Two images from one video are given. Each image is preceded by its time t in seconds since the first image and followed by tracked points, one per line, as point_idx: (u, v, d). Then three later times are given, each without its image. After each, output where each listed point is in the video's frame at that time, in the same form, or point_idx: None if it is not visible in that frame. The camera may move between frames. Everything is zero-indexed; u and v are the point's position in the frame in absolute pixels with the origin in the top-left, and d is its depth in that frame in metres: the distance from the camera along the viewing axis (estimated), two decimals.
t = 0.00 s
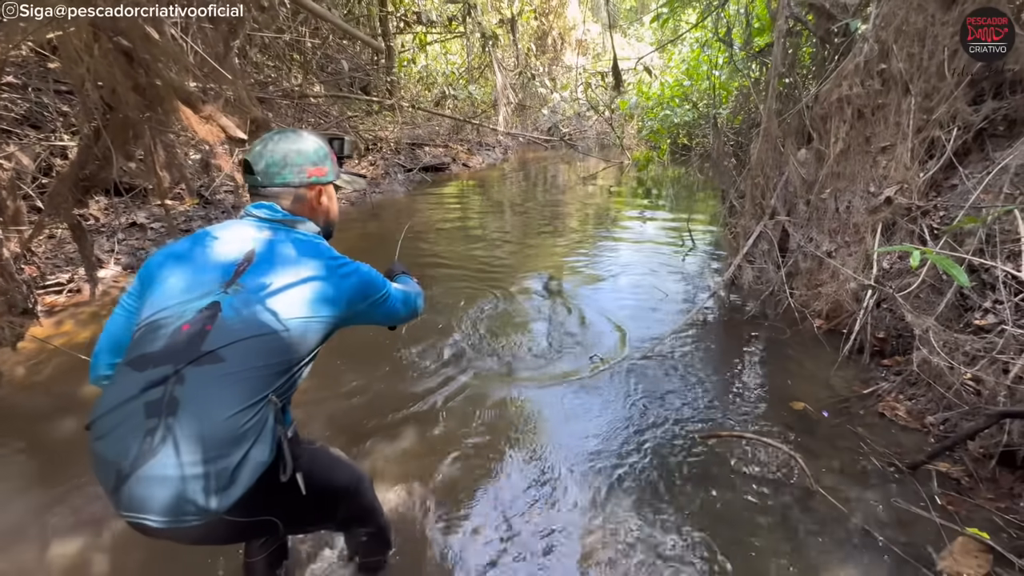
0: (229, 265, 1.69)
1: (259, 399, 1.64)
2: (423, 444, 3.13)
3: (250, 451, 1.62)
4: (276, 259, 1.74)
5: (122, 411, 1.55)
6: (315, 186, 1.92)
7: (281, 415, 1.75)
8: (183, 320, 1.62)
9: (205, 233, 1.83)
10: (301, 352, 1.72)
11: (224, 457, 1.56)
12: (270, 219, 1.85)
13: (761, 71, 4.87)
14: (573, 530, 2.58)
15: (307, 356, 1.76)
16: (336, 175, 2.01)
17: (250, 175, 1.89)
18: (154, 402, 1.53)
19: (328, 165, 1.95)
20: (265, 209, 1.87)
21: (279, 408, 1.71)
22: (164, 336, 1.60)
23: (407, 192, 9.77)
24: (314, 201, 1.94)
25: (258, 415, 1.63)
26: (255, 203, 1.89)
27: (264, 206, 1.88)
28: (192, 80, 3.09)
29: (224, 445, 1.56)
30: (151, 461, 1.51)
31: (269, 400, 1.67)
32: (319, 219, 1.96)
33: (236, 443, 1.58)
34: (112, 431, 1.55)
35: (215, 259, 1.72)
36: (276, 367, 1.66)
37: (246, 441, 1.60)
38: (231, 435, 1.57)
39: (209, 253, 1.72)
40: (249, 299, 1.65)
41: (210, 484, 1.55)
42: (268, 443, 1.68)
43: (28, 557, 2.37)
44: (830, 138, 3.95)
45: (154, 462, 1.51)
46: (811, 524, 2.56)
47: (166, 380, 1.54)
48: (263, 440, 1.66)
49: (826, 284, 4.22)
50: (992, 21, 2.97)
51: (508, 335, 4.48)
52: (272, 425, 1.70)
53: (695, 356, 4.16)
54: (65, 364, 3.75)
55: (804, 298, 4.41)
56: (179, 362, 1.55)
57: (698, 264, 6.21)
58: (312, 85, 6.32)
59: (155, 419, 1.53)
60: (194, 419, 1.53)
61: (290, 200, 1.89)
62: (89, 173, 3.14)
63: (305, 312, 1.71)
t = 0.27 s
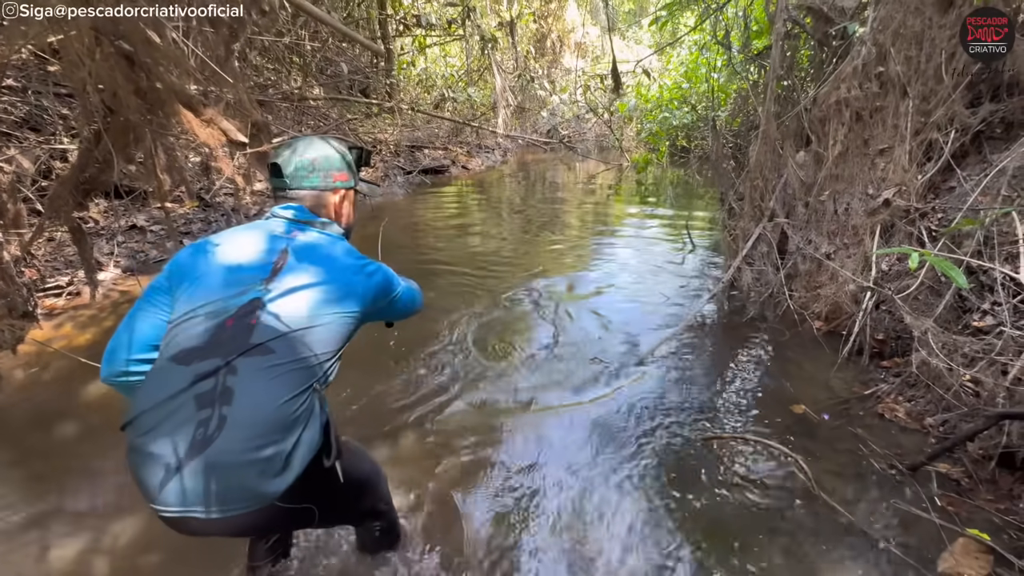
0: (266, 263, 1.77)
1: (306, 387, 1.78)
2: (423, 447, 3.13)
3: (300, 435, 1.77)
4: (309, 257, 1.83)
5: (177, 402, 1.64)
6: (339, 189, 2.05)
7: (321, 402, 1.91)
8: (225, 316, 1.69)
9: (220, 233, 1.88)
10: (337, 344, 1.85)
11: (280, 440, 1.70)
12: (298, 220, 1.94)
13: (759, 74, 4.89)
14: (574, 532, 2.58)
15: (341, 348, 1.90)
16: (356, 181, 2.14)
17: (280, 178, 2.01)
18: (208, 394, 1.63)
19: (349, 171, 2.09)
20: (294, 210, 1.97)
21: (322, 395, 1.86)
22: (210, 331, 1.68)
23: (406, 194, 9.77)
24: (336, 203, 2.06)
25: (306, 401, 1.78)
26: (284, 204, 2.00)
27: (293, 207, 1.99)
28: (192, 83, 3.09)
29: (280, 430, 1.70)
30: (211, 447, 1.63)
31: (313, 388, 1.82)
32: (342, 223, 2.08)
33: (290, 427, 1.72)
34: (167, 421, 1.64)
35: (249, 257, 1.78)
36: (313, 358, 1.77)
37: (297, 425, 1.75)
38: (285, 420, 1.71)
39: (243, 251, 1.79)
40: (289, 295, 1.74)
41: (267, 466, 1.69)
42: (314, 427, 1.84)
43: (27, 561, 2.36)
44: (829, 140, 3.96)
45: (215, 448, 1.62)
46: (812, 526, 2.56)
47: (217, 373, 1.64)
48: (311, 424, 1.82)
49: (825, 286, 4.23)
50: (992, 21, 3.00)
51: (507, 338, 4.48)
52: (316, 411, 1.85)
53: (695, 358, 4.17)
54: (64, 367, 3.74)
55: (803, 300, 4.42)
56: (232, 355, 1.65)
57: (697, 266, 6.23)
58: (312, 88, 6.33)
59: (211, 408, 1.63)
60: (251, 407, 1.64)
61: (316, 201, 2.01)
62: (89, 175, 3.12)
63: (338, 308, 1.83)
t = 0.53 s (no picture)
0: (284, 257, 1.81)
1: (339, 373, 1.84)
2: (425, 450, 3.13)
3: (338, 418, 1.84)
4: (324, 251, 1.88)
5: (215, 394, 1.65)
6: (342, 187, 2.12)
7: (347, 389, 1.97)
8: (252, 309, 1.71)
9: (226, 232, 1.89)
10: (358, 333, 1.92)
11: (321, 424, 1.76)
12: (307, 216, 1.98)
13: (760, 77, 4.90)
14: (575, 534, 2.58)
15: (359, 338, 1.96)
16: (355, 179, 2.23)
17: (285, 177, 2.03)
18: (247, 383, 1.66)
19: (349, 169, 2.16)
20: (302, 208, 2.01)
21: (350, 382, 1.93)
22: (240, 323, 1.70)
23: (408, 197, 9.80)
24: (339, 201, 2.12)
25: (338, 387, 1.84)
26: (291, 203, 2.03)
27: (300, 206, 2.02)
28: (196, 87, 3.11)
29: (320, 414, 1.75)
30: (255, 434, 1.65)
31: (343, 374, 1.88)
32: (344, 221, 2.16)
33: (328, 411, 1.78)
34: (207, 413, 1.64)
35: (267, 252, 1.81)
36: (340, 345, 1.83)
37: (334, 408, 1.82)
38: (325, 404, 1.77)
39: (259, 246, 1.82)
40: (310, 287, 1.79)
41: (312, 449, 1.74)
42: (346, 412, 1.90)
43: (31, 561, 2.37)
44: (830, 142, 3.96)
45: (259, 435, 1.65)
46: (816, 528, 2.55)
47: (254, 363, 1.66)
48: (345, 408, 1.89)
49: (827, 288, 4.22)
50: (992, 21, 2.99)
51: (508, 340, 4.49)
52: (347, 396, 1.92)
53: (696, 360, 4.17)
54: (67, 369, 3.77)
55: (805, 302, 4.42)
56: (268, 345, 1.68)
57: (698, 268, 6.22)
58: (314, 91, 6.35)
59: (253, 397, 1.66)
60: (293, 394, 1.69)
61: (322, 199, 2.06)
62: (93, 179, 3.16)
63: (353, 299, 1.88)
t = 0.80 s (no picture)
0: (290, 257, 1.83)
1: (350, 368, 1.89)
2: (430, 451, 3.15)
3: (352, 410, 1.89)
4: (328, 252, 1.91)
5: (231, 389, 1.66)
6: (339, 190, 2.16)
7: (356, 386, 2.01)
8: (263, 306, 1.74)
9: (230, 232, 1.89)
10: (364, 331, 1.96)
11: (337, 416, 1.81)
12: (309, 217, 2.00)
13: (764, 78, 4.89)
14: (579, 535, 2.59)
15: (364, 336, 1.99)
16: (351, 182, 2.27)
17: (285, 180, 2.05)
18: (264, 378, 1.68)
19: (346, 173, 2.20)
20: (302, 209, 2.03)
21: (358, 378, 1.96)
22: (253, 320, 1.72)
23: (412, 200, 9.85)
24: (337, 204, 2.16)
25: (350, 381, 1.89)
26: (293, 204, 2.04)
27: (301, 207, 2.03)
28: (203, 92, 3.15)
29: (335, 406, 1.80)
30: (273, 427, 1.68)
31: (354, 369, 1.93)
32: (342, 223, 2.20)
33: (343, 403, 1.83)
34: (225, 408, 1.66)
35: (273, 251, 1.83)
36: (350, 342, 1.87)
37: (348, 401, 1.87)
38: (340, 397, 1.81)
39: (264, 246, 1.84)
40: (317, 286, 1.82)
41: (330, 441, 1.78)
42: (359, 406, 1.95)
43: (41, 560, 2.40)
44: (834, 144, 3.96)
45: (278, 428, 1.68)
46: (820, 531, 2.54)
47: (270, 358, 1.69)
48: (358, 402, 1.94)
49: (832, 290, 4.20)
50: (992, 21, 2.96)
51: (513, 342, 4.50)
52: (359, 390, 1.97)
53: (700, 362, 4.16)
54: (76, 371, 3.82)
55: (810, 304, 4.40)
56: (283, 340, 1.72)
57: (703, 270, 6.21)
58: (319, 95, 6.38)
59: (270, 391, 1.69)
60: (309, 387, 1.73)
61: (321, 202, 2.09)
62: (101, 182, 3.18)
63: (358, 298, 1.93)
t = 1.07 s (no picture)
0: (294, 257, 1.86)
1: (354, 367, 1.87)
2: (437, 453, 3.16)
3: (356, 411, 1.86)
4: (333, 251, 1.93)
5: (234, 388, 1.68)
6: (346, 189, 2.20)
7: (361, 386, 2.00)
8: (267, 305, 1.77)
9: (240, 233, 1.94)
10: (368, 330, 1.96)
11: (339, 416, 1.79)
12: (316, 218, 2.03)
13: (774, 79, 4.87)
14: (586, 537, 2.59)
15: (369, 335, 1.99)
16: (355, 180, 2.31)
17: (294, 178, 2.07)
18: (266, 377, 1.69)
19: (352, 172, 2.25)
20: (309, 209, 2.05)
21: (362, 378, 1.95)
22: (257, 319, 1.74)
23: (421, 202, 9.91)
24: (344, 202, 2.20)
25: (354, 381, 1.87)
26: (300, 204, 2.07)
27: (307, 207, 2.06)
28: (215, 96, 3.20)
29: (338, 406, 1.78)
30: (275, 426, 1.67)
31: (358, 368, 1.92)
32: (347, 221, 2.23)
33: (346, 403, 1.81)
34: (228, 407, 1.68)
35: (279, 251, 1.86)
36: (353, 342, 1.87)
37: (351, 401, 1.85)
38: (342, 397, 1.80)
39: (271, 246, 1.87)
40: (320, 285, 1.84)
41: (332, 441, 1.76)
42: (363, 406, 1.93)
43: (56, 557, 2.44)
44: (845, 145, 3.92)
45: (280, 428, 1.68)
46: (831, 536, 2.52)
47: (272, 357, 1.70)
48: (362, 402, 1.91)
49: (843, 292, 4.16)
50: (992, 22, 3.01)
51: (520, 344, 4.50)
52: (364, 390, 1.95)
53: (708, 365, 4.13)
54: (89, 370, 3.88)
55: (820, 307, 4.36)
56: (285, 339, 1.73)
57: (712, 272, 6.18)
58: (328, 98, 6.44)
59: (272, 390, 1.69)
60: (311, 385, 1.72)
61: (330, 200, 2.12)
62: (115, 185, 3.24)
63: (361, 297, 1.94)
